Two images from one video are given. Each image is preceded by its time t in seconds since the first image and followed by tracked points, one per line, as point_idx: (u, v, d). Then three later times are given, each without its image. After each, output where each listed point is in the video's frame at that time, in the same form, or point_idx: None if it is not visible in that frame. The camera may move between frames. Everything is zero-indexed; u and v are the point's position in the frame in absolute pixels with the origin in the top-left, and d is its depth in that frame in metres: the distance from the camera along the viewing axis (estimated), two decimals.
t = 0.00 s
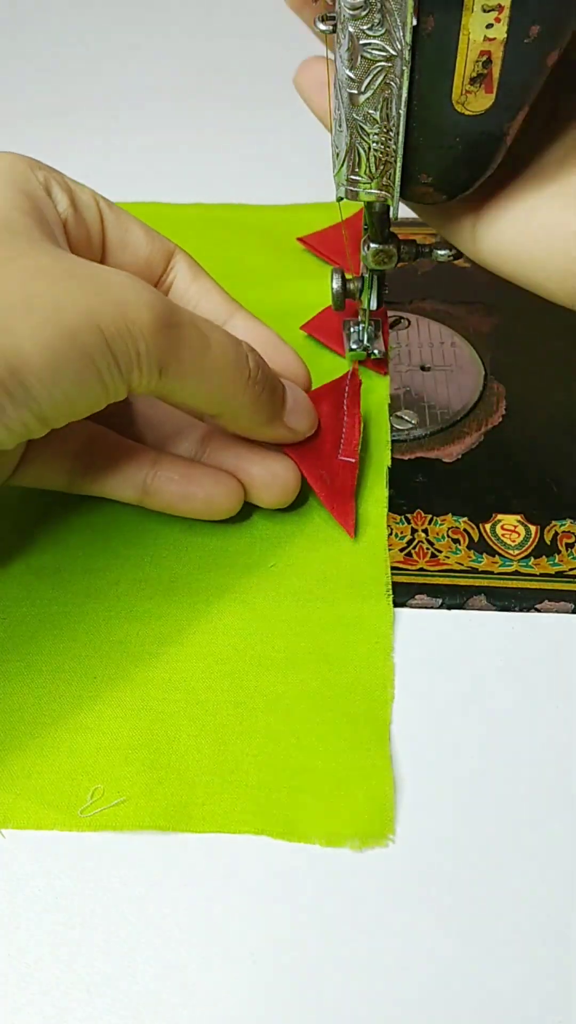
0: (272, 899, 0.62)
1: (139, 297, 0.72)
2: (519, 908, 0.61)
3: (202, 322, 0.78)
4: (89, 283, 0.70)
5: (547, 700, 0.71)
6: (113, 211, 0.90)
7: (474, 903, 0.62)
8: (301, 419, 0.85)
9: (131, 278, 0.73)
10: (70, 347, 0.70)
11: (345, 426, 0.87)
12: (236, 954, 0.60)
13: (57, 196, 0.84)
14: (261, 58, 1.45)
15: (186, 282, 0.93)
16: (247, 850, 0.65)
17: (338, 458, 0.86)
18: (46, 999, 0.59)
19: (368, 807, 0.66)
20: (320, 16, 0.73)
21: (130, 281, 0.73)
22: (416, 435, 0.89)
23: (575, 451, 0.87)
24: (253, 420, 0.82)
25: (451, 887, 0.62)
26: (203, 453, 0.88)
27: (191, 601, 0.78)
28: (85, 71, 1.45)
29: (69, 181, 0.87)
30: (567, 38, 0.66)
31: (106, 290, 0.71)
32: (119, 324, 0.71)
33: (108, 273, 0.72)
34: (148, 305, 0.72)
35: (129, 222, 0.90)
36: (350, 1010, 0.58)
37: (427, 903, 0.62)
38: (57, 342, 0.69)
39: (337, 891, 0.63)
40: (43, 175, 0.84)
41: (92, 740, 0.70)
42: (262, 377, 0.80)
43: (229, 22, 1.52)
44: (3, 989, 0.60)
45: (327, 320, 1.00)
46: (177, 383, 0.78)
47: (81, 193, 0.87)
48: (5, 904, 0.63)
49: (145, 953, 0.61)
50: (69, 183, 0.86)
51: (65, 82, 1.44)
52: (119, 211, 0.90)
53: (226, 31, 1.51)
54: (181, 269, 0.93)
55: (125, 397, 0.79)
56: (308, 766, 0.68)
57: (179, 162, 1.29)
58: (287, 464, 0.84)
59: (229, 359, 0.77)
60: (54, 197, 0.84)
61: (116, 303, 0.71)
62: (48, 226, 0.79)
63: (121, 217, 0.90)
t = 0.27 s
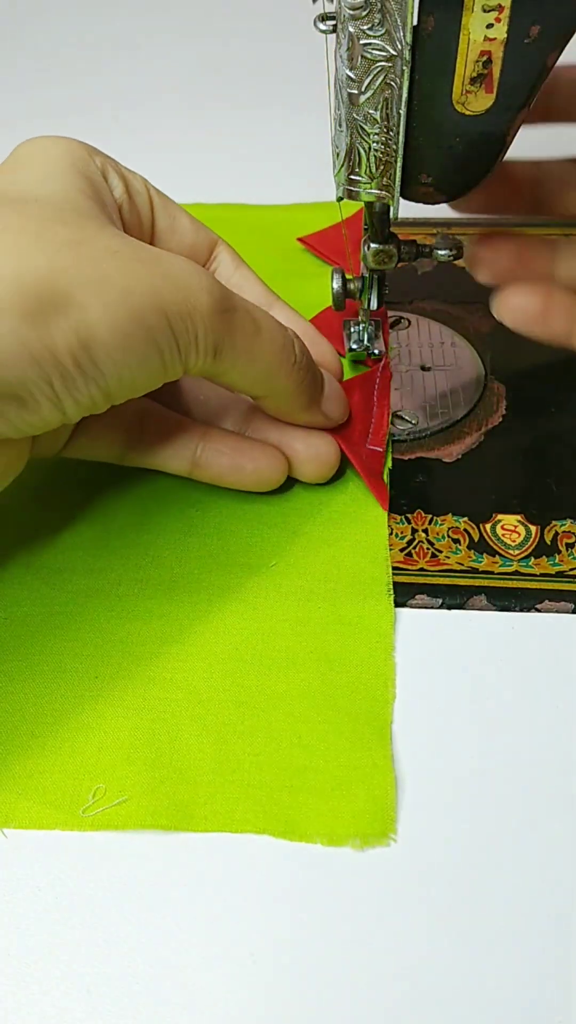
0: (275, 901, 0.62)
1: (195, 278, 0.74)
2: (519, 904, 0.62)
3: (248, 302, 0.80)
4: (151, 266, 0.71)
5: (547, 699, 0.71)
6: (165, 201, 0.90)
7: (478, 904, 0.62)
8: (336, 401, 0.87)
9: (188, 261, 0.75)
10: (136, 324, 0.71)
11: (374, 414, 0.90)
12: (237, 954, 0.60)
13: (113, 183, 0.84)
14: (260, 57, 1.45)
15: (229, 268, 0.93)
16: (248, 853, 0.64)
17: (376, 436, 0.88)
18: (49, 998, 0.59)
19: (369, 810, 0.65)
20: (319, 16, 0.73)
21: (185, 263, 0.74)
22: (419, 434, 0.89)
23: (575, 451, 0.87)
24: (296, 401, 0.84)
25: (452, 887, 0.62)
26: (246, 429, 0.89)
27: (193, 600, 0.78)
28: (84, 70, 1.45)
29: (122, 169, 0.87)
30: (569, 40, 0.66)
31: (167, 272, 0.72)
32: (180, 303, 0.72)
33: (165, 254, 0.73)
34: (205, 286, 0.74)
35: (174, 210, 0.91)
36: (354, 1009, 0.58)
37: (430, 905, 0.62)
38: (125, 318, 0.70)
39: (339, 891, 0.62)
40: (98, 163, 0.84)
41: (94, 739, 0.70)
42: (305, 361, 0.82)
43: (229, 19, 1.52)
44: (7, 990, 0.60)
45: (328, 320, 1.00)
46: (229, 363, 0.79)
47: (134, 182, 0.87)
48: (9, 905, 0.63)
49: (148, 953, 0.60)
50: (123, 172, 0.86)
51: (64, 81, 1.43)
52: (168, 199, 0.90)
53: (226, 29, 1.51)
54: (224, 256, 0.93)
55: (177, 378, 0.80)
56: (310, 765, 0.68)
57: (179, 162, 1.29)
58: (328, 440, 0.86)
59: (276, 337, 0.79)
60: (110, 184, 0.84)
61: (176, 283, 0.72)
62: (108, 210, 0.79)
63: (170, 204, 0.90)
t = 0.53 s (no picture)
0: (275, 902, 0.62)
1: (208, 278, 0.73)
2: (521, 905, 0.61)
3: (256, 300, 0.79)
4: (165, 269, 0.70)
5: (548, 700, 0.71)
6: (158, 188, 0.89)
7: (480, 905, 0.61)
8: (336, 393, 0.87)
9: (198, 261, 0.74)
10: (152, 330, 0.70)
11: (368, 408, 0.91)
12: (237, 955, 0.60)
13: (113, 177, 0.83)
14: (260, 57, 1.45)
15: (217, 252, 0.92)
16: (248, 854, 0.64)
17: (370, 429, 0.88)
18: (48, 999, 0.59)
19: (369, 812, 0.65)
20: (319, 15, 0.72)
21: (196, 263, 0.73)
22: (420, 433, 0.89)
23: None
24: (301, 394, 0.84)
25: (453, 889, 0.62)
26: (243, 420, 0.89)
27: (193, 600, 0.78)
28: (84, 69, 1.45)
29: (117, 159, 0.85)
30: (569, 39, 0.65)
31: (181, 274, 0.71)
32: (195, 306, 0.71)
33: (176, 256, 0.72)
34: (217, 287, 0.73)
35: (167, 196, 0.89)
36: (355, 1010, 0.57)
37: (432, 906, 0.61)
38: (142, 325, 0.69)
39: (339, 892, 0.62)
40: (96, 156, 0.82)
41: (94, 740, 0.70)
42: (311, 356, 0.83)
43: (228, 19, 1.51)
44: (5, 991, 0.59)
45: (327, 320, 1.00)
46: (240, 361, 0.79)
47: (130, 173, 0.86)
48: (7, 906, 0.63)
49: (147, 955, 0.60)
50: (117, 162, 0.85)
51: (64, 80, 1.43)
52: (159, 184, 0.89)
53: (226, 28, 1.50)
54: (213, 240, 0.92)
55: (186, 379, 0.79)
56: (310, 766, 0.68)
57: (178, 162, 1.28)
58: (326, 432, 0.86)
59: (285, 334, 0.79)
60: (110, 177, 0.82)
61: (190, 285, 0.71)
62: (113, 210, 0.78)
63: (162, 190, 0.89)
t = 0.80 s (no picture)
0: (276, 900, 0.62)
1: (223, 294, 0.72)
2: (520, 903, 0.62)
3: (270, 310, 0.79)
4: (182, 289, 0.69)
5: (547, 699, 0.71)
6: (160, 185, 0.88)
7: (479, 903, 0.62)
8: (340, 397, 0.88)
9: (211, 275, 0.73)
10: (170, 354, 0.70)
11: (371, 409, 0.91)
12: (238, 953, 0.60)
13: (119, 178, 0.82)
14: (260, 58, 1.45)
15: (213, 243, 0.92)
16: (249, 852, 0.64)
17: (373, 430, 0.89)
18: (51, 997, 0.59)
19: (369, 811, 0.65)
20: (319, 16, 0.73)
21: (210, 276, 0.73)
22: (420, 434, 0.89)
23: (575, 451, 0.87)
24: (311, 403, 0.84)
25: (452, 887, 0.62)
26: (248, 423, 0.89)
27: (194, 600, 0.78)
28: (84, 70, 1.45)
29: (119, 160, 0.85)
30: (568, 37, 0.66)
31: (198, 294, 0.70)
32: (212, 327, 0.71)
33: (191, 272, 0.71)
34: (233, 304, 0.73)
35: (168, 191, 0.89)
36: (355, 1008, 0.58)
37: (432, 904, 0.62)
38: (160, 349, 0.69)
39: (339, 890, 0.63)
40: (98, 157, 0.82)
41: (95, 739, 0.70)
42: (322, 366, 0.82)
43: (228, 20, 1.52)
44: (7, 988, 0.60)
45: (327, 320, 1.00)
46: (254, 375, 0.79)
47: (132, 170, 0.85)
48: (9, 903, 0.63)
49: (148, 952, 0.60)
50: (119, 161, 0.84)
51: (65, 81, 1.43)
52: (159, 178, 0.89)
53: (226, 30, 1.50)
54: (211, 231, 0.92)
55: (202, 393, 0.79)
56: (311, 764, 0.68)
57: (178, 163, 1.29)
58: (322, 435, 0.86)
59: (297, 347, 0.79)
60: (116, 177, 0.82)
61: (205, 304, 0.71)
62: (124, 220, 0.77)
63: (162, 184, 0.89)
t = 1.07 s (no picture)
0: (276, 900, 0.62)
1: (235, 313, 0.71)
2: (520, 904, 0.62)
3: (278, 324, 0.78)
4: (196, 313, 0.68)
5: (547, 699, 0.71)
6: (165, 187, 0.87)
7: (479, 905, 0.62)
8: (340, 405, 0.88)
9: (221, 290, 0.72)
10: (183, 379, 0.70)
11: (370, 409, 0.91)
12: (237, 953, 0.60)
13: (126, 183, 0.81)
14: (260, 58, 1.45)
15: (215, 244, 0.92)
16: (249, 852, 0.64)
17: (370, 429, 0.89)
18: (49, 997, 0.59)
19: (369, 811, 0.65)
20: (319, 16, 0.73)
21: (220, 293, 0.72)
22: (419, 434, 0.89)
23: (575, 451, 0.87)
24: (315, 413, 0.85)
25: (451, 887, 0.62)
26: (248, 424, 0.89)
27: (194, 600, 0.78)
28: (85, 69, 1.46)
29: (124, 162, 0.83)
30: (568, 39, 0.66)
31: (213, 318, 0.69)
32: (225, 349, 0.71)
33: (203, 292, 0.70)
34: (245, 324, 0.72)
35: (172, 191, 0.88)
36: (355, 1009, 0.58)
37: (432, 905, 0.62)
38: (174, 375, 0.69)
39: (338, 890, 0.63)
40: (103, 162, 0.80)
41: (95, 739, 0.70)
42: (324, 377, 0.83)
43: (229, 19, 1.51)
44: (6, 988, 0.60)
45: (327, 320, 1.00)
46: (264, 389, 0.79)
47: (137, 173, 0.84)
48: (8, 903, 0.63)
49: (148, 952, 0.60)
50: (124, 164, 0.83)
51: (65, 80, 1.44)
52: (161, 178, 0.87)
53: (226, 29, 1.50)
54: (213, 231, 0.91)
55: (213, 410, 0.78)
56: (310, 764, 0.68)
57: (178, 162, 1.29)
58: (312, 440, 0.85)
59: (305, 363, 0.79)
60: (123, 181, 0.80)
61: (219, 325, 0.70)
62: (133, 232, 0.76)
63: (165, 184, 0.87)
